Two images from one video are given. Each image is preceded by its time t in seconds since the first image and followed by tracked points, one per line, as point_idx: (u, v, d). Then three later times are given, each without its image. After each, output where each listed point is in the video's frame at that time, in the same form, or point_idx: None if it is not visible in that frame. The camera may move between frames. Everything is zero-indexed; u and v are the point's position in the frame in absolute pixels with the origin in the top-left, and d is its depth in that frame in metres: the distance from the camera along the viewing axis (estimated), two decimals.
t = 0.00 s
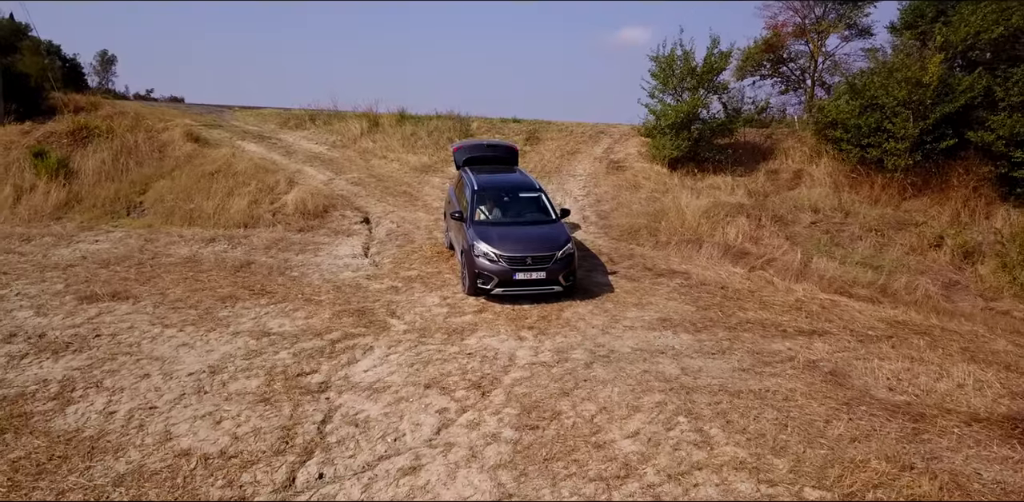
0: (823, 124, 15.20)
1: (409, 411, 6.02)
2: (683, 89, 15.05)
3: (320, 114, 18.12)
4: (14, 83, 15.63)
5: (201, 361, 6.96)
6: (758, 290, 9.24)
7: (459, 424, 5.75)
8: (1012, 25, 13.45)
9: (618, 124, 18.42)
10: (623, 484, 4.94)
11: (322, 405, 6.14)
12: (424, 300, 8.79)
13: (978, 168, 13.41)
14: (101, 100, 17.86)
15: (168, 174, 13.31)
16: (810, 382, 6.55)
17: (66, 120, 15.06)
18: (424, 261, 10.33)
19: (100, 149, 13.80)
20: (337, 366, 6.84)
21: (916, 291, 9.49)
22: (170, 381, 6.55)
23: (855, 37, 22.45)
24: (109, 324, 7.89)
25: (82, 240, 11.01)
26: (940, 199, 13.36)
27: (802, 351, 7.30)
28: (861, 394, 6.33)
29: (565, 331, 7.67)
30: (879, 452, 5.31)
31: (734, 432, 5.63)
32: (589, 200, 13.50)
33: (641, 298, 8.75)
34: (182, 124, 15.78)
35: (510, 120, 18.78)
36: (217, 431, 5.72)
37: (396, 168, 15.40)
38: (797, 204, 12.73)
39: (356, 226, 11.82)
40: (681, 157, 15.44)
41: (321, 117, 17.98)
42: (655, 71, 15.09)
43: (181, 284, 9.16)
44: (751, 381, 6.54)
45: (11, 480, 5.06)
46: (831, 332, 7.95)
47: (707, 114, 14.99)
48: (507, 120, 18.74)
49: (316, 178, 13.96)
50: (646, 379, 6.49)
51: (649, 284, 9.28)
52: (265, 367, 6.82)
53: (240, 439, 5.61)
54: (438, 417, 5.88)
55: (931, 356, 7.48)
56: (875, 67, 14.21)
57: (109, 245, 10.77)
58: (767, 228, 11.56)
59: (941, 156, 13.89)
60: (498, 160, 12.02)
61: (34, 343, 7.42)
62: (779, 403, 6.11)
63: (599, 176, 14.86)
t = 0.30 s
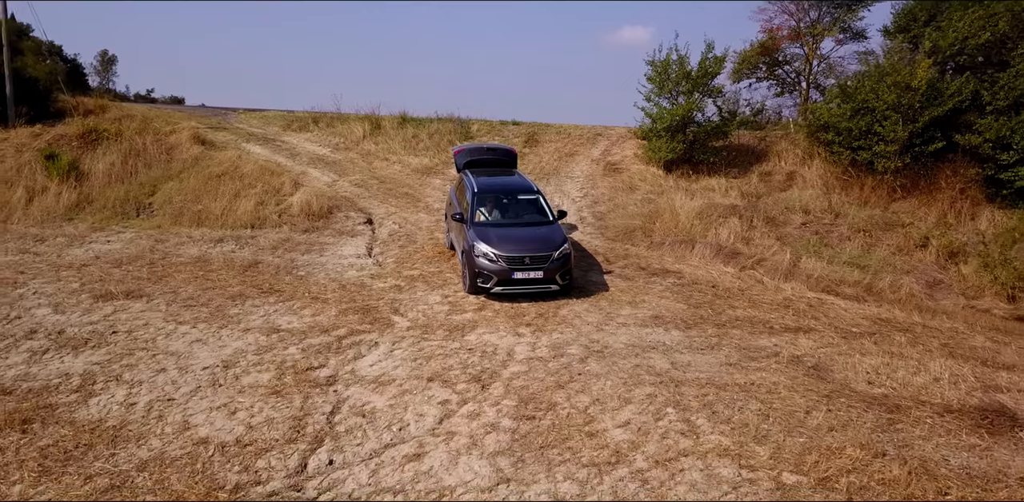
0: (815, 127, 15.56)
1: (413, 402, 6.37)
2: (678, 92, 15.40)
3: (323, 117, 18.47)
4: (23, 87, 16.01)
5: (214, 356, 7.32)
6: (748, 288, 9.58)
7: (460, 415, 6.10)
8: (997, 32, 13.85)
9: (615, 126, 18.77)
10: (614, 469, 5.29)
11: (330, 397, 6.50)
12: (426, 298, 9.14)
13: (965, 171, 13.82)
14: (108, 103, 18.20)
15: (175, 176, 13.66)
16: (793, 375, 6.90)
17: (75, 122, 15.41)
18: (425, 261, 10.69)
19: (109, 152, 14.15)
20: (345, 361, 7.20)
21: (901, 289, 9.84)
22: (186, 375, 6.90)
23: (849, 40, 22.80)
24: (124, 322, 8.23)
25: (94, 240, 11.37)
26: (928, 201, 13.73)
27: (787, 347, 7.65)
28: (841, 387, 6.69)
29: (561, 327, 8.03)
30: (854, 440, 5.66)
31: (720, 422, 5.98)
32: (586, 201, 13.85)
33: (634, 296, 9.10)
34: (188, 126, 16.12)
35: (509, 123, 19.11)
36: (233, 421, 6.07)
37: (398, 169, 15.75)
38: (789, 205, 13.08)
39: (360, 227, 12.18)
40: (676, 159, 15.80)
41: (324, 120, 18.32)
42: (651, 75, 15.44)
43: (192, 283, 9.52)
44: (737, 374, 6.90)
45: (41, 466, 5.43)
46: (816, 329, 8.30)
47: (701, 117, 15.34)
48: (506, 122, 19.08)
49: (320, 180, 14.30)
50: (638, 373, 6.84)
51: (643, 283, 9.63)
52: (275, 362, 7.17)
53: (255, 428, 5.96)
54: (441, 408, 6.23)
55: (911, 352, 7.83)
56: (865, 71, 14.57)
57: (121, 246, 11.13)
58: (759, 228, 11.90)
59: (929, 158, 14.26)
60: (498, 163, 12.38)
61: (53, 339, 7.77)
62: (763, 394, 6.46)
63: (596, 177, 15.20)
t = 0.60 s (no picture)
0: (807, 130, 15.93)
1: (417, 394, 6.73)
2: (674, 96, 15.75)
3: (326, 120, 18.82)
4: (33, 92, 16.42)
5: (227, 351, 7.68)
6: (739, 287, 9.94)
7: (461, 407, 6.46)
8: (984, 37, 14.20)
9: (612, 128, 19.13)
10: (605, 456, 5.65)
11: (338, 389, 6.86)
12: (428, 296, 9.50)
13: (952, 172, 14.17)
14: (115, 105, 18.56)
15: (183, 177, 14.02)
16: (778, 370, 7.26)
17: (84, 125, 15.77)
18: (427, 260, 11.05)
19: (117, 154, 14.52)
20: (352, 356, 7.55)
21: (886, 288, 10.20)
22: (201, 369, 7.27)
23: (843, 43, 23.13)
24: (139, 319, 8.60)
25: (106, 241, 11.74)
26: (917, 202, 14.10)
27: (773, 342, 8.01)
28: (823, 380, 7.05)
29: (558, 324, 8.39)
30: (832, 429, 6.02)
31: (706, 412, 6.34)
32: (583, 203, 14.20)
33: (629, 295, 9.45)
34: (194, 128, 16.47)
35: (508, 125, 19.46)
36: (247, 412, 6.43)
37: (400, 171, 16.10)
38: (780, 206, 13.43)
39: (363, 228, 12.53)
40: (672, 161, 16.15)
41: (327, 122, 18.68)
42: (647, 79, 15.80)
43: (202, 282, 9.88)
44: (725, 368, 7.26)
45: (69, 454, 5.80)
46: (802, 326, 8.66)
47: (696, 120, 15.70)
48: (505, 125, 19.43)
49: (323, 181, 14.65)
50: (631, 367, 7.20)
51: (637, 282, 9.99)
52: (286, 357, 7.53)
53: (268, 419, 6.32)
54: (443, 400, 6.59)
55: (892, 348, 8.19)
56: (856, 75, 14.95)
57: (132, 246, 11.50)
58: (751, 228, 12.26)
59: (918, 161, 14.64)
60: (497, 165, 12.74)
61: (72, 335, 8.14)
62: (748, 387, 6.82)
63: (593, 179, 15.55)
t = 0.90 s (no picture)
0: (800, 133, 16.29)
1: (420, 388, 7.09)
2: (669, 99, 16.11)
3: (329, 122, 19.19)
4: (42, 97, 16.80)
5: (238, 348, 8.04)
6: (729, 286, 10.30)
7: (462, 400, 6.81)
8: (971, 43, 14.57)
9: (609, 131, 19.49)
10: (598, 445, 6.01)
11: (345, 384, 7.22)
12: (429, 295, 9.87)
13: (941, 175, 14.57)
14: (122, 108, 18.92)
15: (190, 179, 14.37)
16: (763, 365, 7.62)
17: (93, 128, 16.13)
18: (429, 261, 11.42)
19: (125, 157, 14.88)
20: (357, 353, 7.91)
21: (872, 288, 10.56)
22: (214, 364, 7.63)
23: (837, 47, 23.50)
24: (153, 317, 8.96)
25: (117, 241, 12.11)
26: (906, 203, 14.47)
27: (760, 340, 8.37)
28: (805, 375, 7.42)
29: (554, 322, 8.76)
30: (812, 420, 6.39)
31: (694, 405, 6.70)
32: (580, 204, 14.56)
33: (623, 294, 9.80)
34: (200, 131, 16.83)
35: (508, 128, 19.83)
36: (259, 405, 6.80)
37: (402, 173, 16.46)
38: (772, 208, 13.79)
39: (366, 229, 12.89)
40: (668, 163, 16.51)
41: (330, 125, 19.04)
42: (643, 83, 16.17)
43: (212, 282, 10.24)
44: (713, 364, 7.62)
45: (93, 443, 6.18)
46: (789, 324, 9.02)
47: (691, 123, 16.06)
48: (505, 128, 19.78)
49: (327, 183, 15.00)
50: (623, 363, 7.56)
51: (631, 281, 10.35)
52: (295, 353, 7.89)
53: (279, 411, 6.69)
54: (445, 393, 6.95)
55: (874, 345, 8.56)
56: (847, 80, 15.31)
57: (143, 247, 11.87)
58: (743, 229, 12.61)
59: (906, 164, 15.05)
60: (497, 168, 13.09)
61: (90, 332, 8.50)
62: (734, 381, 7.19)
63: (591, 181, 15.91)
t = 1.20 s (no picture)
0: (788, 139, 16.86)
1: (424, 382, 7.68)
2: (663, 106, 16.69)
3: (333, 128, 19.76)
4: (57, 104, 17.40)
5: (254, 345, 8.63)
6: (715, 288, 10.88)
7: (463, 393, 7.40)
8: (952, 53, 15.15)
9: (606, 136, 20.07)
10: (587, 433, 6.59)
11: (354, 378, 7.81)
12: (432, 296, 10.45)
13: (923, 180, 15.19)
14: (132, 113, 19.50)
15: (201, 184, 14.95)
16: (743, 361, 8.20)
17: (106, 135, 16.71)
18: (431, 263, 12.00)
19: (138, 163, 15.46)
20: (366, 350, 8.50)
21: (852, 289, 11.14)
22: (232, 360, 8.22)
23: (829, 53, 24.09)
24: (172, 317, 9.54)
25: (133, 244, 12.69)
26: (889, 207, 15.06)
27: (742, 337, 8.96)
28: (782, 370, 8.00)
29: (550, 321, 9.33)
30: (784, 411, 6.97)
31: (676, 397, 7.29)
32: (576, 208, 15.14)
33: (614, 295, 10.38)
34: (209, 136, 17.41)
35: (507, 133, 20.40)
36: (276, 397, 7.38)
37: (404, 178, 17.03)
38: (760, 212, 14.37)
39: (371, 232, 13.48)
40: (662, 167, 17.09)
41: (334, 130, 19.61)
42: (637, 91, 16.74)
43: (226, 283, 10.83)
44: (696, 360, 8.19)
45: (126, 431, 6.77)
46: (770, 323, 9.59)
47: (683, 129, 16.63)
48: (504, 133, 20.36)
49: (332, 188, 15.57)
50: (613, 359, 8.14)
51: (623, 282, 10.93)
52: (307, 350, 8.48)
53: (295, 403, 7.27)
54: (447, 387, 7.53)
55: (849, 342, 9.14)
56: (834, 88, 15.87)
57: (158, 249, 12.45)
58: (731, 232, 13.18)
59: (890, 168, 15.64)
60: (496, 174, 13.67)
61: (114, 330, 9.09)
62: (715, 376, 7.77)
63: (587, 185, 16.49)
